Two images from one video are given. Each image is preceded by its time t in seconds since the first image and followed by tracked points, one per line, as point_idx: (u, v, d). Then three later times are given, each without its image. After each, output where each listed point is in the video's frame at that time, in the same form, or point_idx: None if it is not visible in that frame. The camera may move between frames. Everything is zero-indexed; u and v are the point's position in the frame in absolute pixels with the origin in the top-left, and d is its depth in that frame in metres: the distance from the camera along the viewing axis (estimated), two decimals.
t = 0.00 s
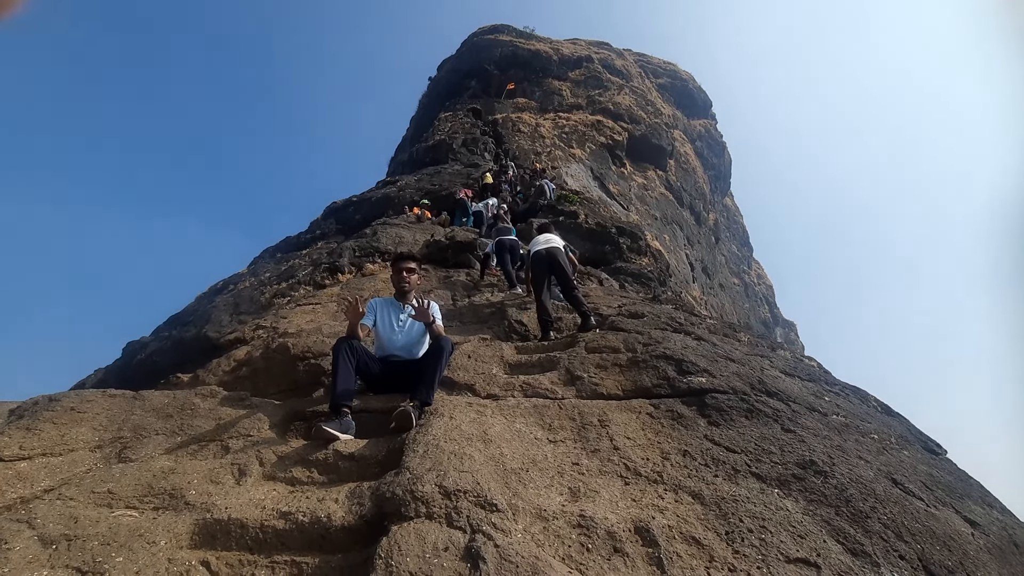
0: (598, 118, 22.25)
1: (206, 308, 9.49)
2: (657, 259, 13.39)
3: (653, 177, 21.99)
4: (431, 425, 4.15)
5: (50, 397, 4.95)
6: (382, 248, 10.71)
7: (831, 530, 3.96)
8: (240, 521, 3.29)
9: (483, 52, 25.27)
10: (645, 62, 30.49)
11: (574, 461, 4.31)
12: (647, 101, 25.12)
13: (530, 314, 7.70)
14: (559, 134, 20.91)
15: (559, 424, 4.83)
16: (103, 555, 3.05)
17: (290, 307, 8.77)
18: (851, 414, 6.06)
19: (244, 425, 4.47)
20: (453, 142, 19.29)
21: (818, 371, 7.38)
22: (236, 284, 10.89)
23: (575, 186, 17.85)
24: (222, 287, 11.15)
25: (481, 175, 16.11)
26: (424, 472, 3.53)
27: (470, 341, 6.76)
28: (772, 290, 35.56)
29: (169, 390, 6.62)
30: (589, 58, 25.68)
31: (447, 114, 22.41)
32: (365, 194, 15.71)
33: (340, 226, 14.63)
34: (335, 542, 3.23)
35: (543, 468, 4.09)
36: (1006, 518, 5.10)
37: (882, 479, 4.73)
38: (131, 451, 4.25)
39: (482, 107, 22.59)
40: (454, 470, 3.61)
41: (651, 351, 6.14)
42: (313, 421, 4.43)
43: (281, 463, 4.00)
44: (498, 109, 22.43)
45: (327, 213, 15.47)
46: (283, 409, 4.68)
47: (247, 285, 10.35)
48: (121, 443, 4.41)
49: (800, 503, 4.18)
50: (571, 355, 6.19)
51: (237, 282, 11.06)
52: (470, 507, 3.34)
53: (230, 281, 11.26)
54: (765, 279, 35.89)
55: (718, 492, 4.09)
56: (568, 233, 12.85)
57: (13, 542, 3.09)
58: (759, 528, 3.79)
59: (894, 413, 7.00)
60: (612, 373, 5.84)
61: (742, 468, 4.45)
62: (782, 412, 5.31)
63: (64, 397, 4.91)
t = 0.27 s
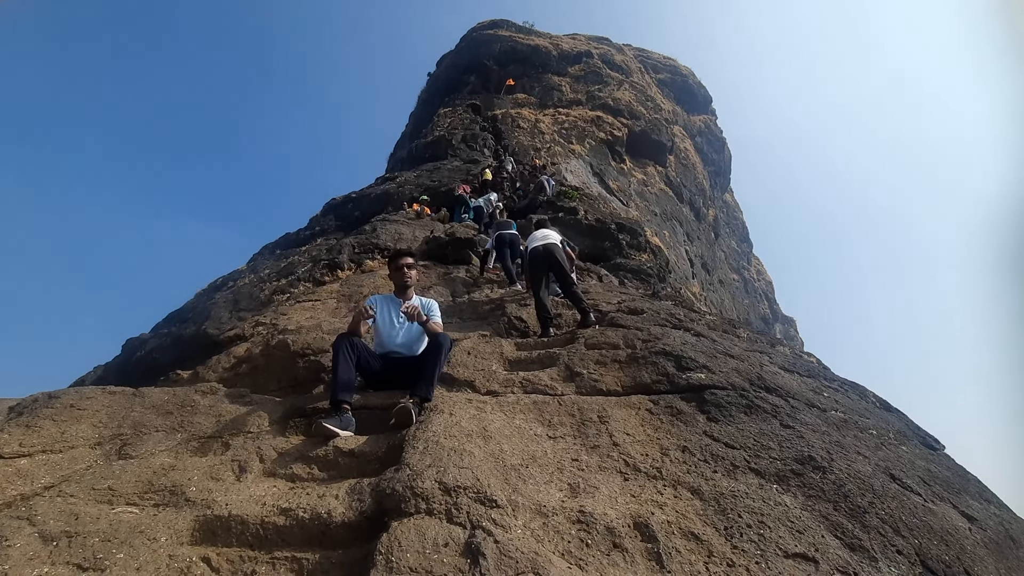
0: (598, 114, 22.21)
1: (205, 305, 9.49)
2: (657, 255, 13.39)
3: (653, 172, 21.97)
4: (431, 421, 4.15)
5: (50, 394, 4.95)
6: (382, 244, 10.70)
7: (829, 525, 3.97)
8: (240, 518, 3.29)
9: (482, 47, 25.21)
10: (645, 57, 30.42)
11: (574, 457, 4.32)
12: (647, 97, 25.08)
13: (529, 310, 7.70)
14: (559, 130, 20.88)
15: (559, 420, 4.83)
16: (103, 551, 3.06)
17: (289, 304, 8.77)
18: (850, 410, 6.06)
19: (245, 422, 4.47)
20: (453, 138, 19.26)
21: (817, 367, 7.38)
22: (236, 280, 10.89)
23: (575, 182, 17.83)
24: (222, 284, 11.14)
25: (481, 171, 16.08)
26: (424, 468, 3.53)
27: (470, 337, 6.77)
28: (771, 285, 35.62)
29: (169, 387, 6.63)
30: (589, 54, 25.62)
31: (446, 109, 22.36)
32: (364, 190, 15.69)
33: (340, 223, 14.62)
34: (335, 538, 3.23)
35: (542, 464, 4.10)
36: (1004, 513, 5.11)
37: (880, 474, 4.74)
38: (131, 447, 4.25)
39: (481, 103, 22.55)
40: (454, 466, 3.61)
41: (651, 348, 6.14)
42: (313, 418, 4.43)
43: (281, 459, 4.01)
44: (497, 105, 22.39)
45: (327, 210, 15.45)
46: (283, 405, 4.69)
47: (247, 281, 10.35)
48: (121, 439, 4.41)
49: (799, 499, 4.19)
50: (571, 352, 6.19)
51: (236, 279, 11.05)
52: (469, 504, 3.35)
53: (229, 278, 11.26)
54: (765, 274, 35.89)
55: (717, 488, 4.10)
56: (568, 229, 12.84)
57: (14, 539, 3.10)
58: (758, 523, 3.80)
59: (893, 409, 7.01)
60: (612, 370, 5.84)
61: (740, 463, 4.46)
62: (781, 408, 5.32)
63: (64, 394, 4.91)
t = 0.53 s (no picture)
0: (599, 109, 22.18)
1: (206, 302, 9.49)
2: (657, 251, 13.40)
3: (653, 168, 21.95)
4: (432, 418, 4.16)
5: (52, 391, 4.96)
6: (382, 241, 10.70)
7: (829, 520, 3.99)
8: (244, 513, 3.31)
9: (483, 42, 25.16)
10: (645, 53, 30.37)
11: (575, 453, 4.33)
12: (648, 93, 25.04)
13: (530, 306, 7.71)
14: (559, 126, 20.85)
15: (560, 416, 4.85)
16: (108, 547, 3.08)
17: (290, 300, 8.78)
18: (849, 406, 6.08)
19: (246, 418, 4.48)
20: (453, 134, 19.24)
21: (817, 363, 7.39)
22: (236, 277, 10.89)
23: (575, 178, 17.83)
24: (222, 280, 11.15)
25: (481, 168, 16.07)
26: (426, 464, 3.55)
27: (470, 334, 6.77)
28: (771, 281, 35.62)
29: (171, 383, 6.64)
30: (589, 49, 25.56)
31: (447, 105, 22.33)
32: (364, 186, 15.68)
33: (340, 219, 14.62)
34: (338, 533, 3.25)
35: (543, 459, 4.11)
36: (1004, 508, 5.12)
37: (880, 470, 4.75)
38: (134, 444, 4.26)
39: (481, 99, 22.52)
40: (456, 462, 3.63)
41: (651, 344, 6.15)
42: (315, 415, 4.44)
43: (284, 455, 4.02)
44: (498, 100, 22.36)
45: (327, 206, 15.44)
46: (285, 401, 4.70)
47: (247, 278, 10.35)
48: (124, 436, 4.42)
49: (799, 494, 4.20)
50: (571, 348, 6.20)
51: (237, 275, 11.06)
52: (471, 499, 3.36)
53: (230, 274, 11.26)
54: (765, 271, 35.89)
55: (718, 483, 4.12)
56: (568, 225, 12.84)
57: (18, 534, 3.11)
58: (758, 519, 3.81)
59: (893, 405, 7.02)
60: (612, 366, 5.85)
61: (741, 459, 4.47)
62: (781, 404, 5.33)
63: (66, 391, 4.92)
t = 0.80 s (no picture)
0: (599, 105, 22.15)
1: (207, 298, 9.50)
2: (658, 247, 13.40)
3: (654, 164, 21.94)
4: (434, 414, 4.18)
5: (55, 387, 4.98)
6: (382, 237, 10.70)
7: (828, 515, 4.01)
8: (246, 509, 3.33)
9: (483, 38, 25.12)
10: (646, 48, 30.32)
11: (575, 449, 4.35)
12: (648, 88, 25.01)
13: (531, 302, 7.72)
14: (560, 122, 20.83)
15: (560, 412, 4.86)
16: (112, 542, 3.10)
17: (291, 296, 8.80)
18: (849, 402, 6.09)
19: (248, 415, 4.50)
20: (453, 130, 19.23)
21: (817, 359, 7.41)
22: (237, 273, 10.91)
23: (576, 174, 17.82)
24: (223, 277, 11.16)
25: (481, 163, 16.06)
26: (427, 460, 3.56)
27: (471, 330, 6.79)
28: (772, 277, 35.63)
29: (172, 380, 6.66)
30: (589, 44, 25.51)
31: (447, 101, 22.31)
32: (364, 183, 15.68)
33: (340, 215, 14.62)
34: (340, 529, 3.27)
35: (544, 455, 4.13)
36: (1003, 504, 5.14)
37: (879, 465, 4.77)
38: (137, 440, 4.28)
39: (482, 94, 22.49)
40: (457, 458, 3.64)
41: (651, 340, 6.16)
42: (317, 412, 4.45)
43: (286, 451, 4.04)
44: (498, 96, 22.33)
45: (327, 202, 15.44)
46: (287, 398, 4.71)
47: (248, 275, 10.36)
48: (126, 432, 4.44)
49: (798, 489, 4.22)
50: (572, 344, 6.22)
51: (238, 272, 11.07)
52: (472, 495, 3.38)
53: (230, 271, 11.27)
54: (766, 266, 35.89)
55: (718, 479, 4.13)
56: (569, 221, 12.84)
57: (23, 530, 3.13)
58: (757, 514, 3.83)
59: (892, 400, 7.04)
60: (613, 362, 5.86)
61: (741, 455, 4.49)
62: (781, 400, 5.35)
63: (69, 388, 4.94)
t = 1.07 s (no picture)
0: (599, 101, 22.13)
1: (207, 296, 9.53)
2: (658, 244, 13.41)
3: (654, 160, 21.93)
4: (434, 411, 4.20)
5: (57, 386, 5.00)
6: (383, 235, 10.72)
7: (826, 511, 4.03)
8: (248, 506, 3.35)
9: (483, 34, 25.08)
10: (646, 44, 30.27)
11: (575, 446, 4.37)
12: (649, 84, 24.98)
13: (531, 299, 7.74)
14: (560, 118, 20.82)
15: (560, 409, 4.88)
16: (115, 540, 3.12)
17: (292, 294, 8.81)
18: (849, 398, 6.11)
19: (249, 412, 4.52)
20: (453, 127, 19.22)
21: (817, 355, 7.42)
22: (238, 271, 10.92)
23: (576, 171, 17.83)
24: (224, 275, 11.18)
25: (481, 160, 16.07)
26: (427, 457, 3.58)
27: (471, 327, 6.80)
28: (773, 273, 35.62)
29: (174, 377, 6.68)
30: (590, 40, 25.47)
31: (447, 98, 22.29)
32: (364, 180, 15.68)
33: (341, 213, 14.63)
34: (341, 525, 3.29)
35: (544, 452, 4.15)
36: (1002, 499, 5.16)
37: (878, 461, 4.79)
38: (139, 438, 4.30)
39: (482, 91, 22.47)
40: (457, 455, 3.66)
41: (652, 337, 6.18)
42: (318, 409, 4.47)
43: (288, 449, 4.06)
44: (498, 92, 22.31)
45: (327, 200, 15.44)
46: (288, 395, 4.73)
47: (249, 272, 10.38)
48: (128, 430, 4.46)
49: (797, 485, 4.24)
50: (572, 341, 6.23)
51: (238, 269, 11.08)
52: (473, 491, 3.40)
53: (231, 269, 11.29)
54: (766, 262, 35.88)
55: (717, 475, 4.16)
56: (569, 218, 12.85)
57: (27, 528, 3.15)
58: (756, 510, 3.85)
59: (892, 396, 7.06)
60: (613, 359, 5.88)
61: (740, 451, 4.51)
62: (781, 396, 5.37)
63: (71, 386, 4.96)
